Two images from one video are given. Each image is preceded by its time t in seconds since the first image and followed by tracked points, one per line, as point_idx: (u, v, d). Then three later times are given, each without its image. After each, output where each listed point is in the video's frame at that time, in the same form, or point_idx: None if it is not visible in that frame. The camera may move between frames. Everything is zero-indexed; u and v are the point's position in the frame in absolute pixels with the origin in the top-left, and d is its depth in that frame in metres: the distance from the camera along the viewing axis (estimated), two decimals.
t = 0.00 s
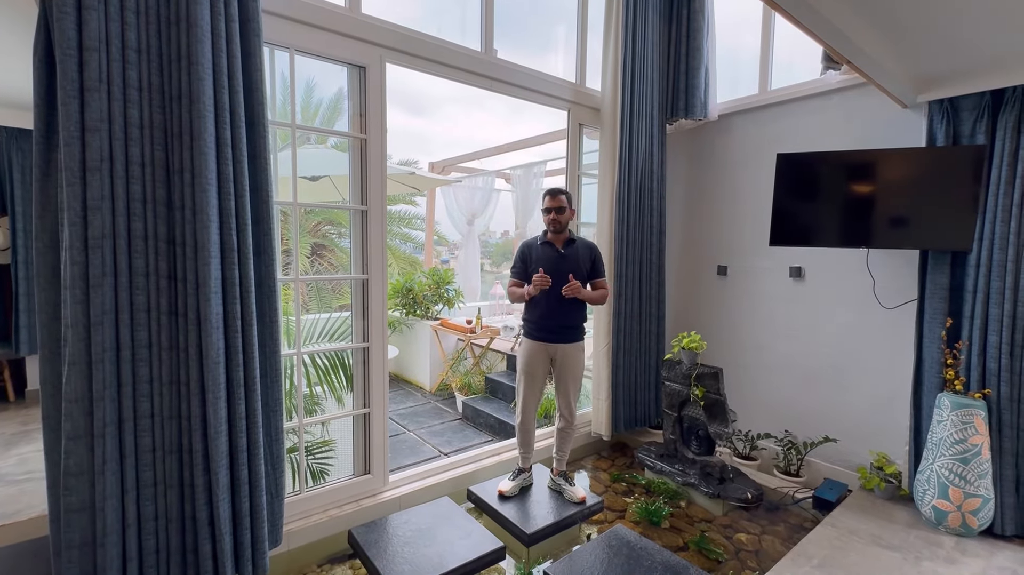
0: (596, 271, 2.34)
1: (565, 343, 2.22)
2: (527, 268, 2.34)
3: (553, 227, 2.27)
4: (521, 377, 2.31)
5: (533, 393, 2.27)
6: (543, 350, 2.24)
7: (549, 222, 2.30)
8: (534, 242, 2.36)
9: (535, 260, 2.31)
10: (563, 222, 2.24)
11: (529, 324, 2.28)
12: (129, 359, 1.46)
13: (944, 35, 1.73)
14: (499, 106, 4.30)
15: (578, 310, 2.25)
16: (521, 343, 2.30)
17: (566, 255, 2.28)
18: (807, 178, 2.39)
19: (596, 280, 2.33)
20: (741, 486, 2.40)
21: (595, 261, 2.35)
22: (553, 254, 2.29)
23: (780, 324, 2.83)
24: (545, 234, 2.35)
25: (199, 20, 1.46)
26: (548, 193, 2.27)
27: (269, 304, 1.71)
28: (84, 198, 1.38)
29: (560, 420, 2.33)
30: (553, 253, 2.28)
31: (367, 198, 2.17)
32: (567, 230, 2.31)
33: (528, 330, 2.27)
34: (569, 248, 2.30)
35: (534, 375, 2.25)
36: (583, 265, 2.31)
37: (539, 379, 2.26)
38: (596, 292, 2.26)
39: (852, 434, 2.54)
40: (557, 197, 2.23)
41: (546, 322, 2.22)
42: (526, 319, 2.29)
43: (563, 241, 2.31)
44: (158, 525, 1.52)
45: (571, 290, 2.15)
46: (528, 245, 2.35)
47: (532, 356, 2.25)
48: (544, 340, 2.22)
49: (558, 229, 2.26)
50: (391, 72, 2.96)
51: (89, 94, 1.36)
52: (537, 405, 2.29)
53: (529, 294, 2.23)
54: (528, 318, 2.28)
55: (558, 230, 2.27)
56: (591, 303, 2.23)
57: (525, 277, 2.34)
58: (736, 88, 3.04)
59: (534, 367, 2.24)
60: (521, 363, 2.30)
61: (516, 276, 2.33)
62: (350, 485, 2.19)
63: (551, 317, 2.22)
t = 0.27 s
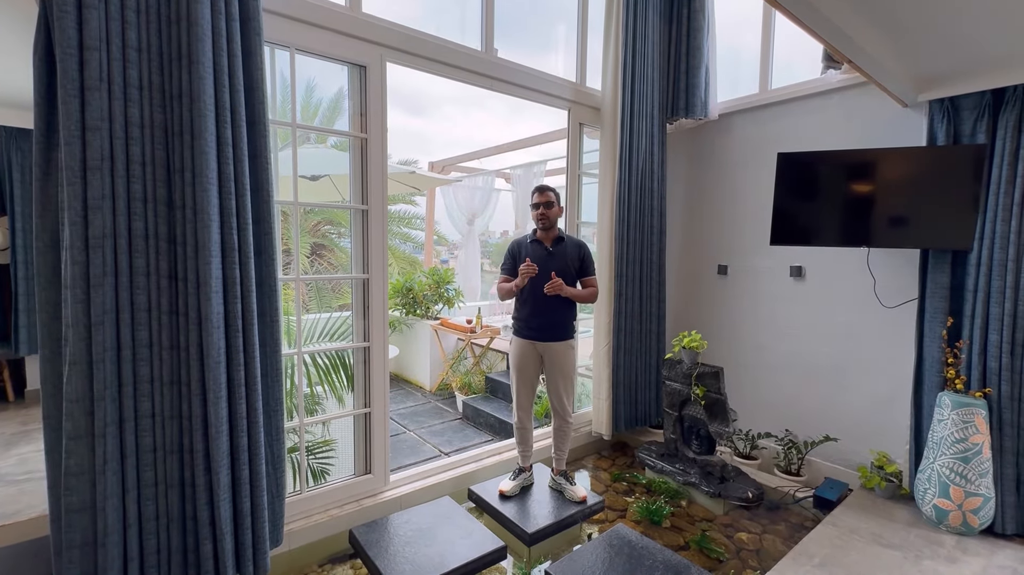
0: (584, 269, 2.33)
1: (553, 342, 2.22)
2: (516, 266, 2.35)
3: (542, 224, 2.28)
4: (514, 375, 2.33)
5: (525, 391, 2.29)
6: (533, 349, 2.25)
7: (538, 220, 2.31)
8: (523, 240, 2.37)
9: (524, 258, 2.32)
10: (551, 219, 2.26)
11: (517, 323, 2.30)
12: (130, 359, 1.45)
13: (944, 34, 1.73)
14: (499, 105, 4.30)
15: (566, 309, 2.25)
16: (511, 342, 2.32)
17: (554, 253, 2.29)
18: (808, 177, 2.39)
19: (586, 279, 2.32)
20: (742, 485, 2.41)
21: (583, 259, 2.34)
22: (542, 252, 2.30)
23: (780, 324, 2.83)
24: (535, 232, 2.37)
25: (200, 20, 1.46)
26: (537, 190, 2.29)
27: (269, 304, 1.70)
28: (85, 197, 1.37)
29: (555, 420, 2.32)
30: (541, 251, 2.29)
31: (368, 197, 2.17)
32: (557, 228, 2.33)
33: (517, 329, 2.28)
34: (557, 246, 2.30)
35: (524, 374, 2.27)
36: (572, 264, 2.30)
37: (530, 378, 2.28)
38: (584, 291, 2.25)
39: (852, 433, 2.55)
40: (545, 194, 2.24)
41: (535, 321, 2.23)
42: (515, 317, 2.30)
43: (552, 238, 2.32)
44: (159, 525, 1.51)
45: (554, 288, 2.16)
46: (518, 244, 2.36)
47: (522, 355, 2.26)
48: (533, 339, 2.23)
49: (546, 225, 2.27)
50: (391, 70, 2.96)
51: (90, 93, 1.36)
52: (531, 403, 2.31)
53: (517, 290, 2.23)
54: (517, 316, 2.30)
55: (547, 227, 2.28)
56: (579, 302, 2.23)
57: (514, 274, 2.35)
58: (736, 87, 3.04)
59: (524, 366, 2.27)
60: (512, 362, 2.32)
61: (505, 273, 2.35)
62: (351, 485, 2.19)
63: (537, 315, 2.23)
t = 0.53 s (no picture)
0: (576, 269, 2.33)
1: (546, 342, 2.22)
2: (508, 267, 2.34)
3: (534, 224, 2.27)
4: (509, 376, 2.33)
5: (520, 390, 2.29)
6: (525, 348, 2.26)
7: (528, 220, 2.30)
8: (514, 241, 2.36)
9: (515, 259, 2.32)
10: (544, 219, 2.26)
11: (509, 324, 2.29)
12: (131, 358, 1.45)
13: (947, 32, 1.73)
14: (500, 105, 4.29)
15: (558, 309, 2.25)
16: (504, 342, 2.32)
17: (545, 253, 2.28)
18: (809, 176, 2.39)
19: (576, 278, 2.31)
20: (744, 484, 2.41)
21: (575, 259, 2.33)
22: (533, 252, 2.29)
23: (782, 323, 2.83)
24: (526, 232, 2.36)
25: (200, 18, 1.45)
26: (528, 190, 2.28)
27: (270, 303, 1.70)
28: (86, 196, 1.37)
29: (552, 419, 2.32)
30: (533, 251, 2.29)
31: (369, 197, 2.17)
32: (547, 228, 2.32)
33: (509, 328, 2.28)
34: (548, 246, 2.30)
35: (518, 373, 2.27)
36: (563, 264, 2.29)
37: (523, 377, 2.28)
38: (575, 290, 2.25)
39: (854, 433, 2.54)
40: (537, 194, 2.24)
41: (526, 322, 2.23)
42: (507, 316, 2.30)
43: (543, 238, 2.32)
44: (160, 525, 1.51)
45: (547, 291, 2.15)
46: (509, 244, 2.36)
47: (515, 354, 2.27)
48: (525, 339, 2.23)
49: (537, 225, 2.27)
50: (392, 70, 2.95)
51: (91, 92, 1.36)
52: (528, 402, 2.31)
53: (509, 293, 2.24)
54: (509, 317, 2.29)
55: (540, 226, 2.27)
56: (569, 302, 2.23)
57: (505, 275, 2.35)
58: (737, 86, 3.03)
59: (517, 365, 2.27)
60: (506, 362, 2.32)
61: (496, 274, 2.34)
62: (352, 484, 2.18)
63: (529, 316, 2.23)
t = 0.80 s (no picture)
0: (570, 270, 2.33)
1: (541, 342, 2.22)
2: (501, 268, 2.33)
3: (528, 225, 2.26)
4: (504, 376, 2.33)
5: (515, 390, 2.29)
6: (519, 348, 2.25)
7: (522, 221, 2.28)
8: (507, 241, 2.34)
9: (508, 260, 2.31)
10: (538, 220, 2.25)
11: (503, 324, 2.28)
12: (131, 358, 1.45)
13: (951, 30, 1.72)
14: (501, 104, 4.28)
15: (552, 309, 2.25)
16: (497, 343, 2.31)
17: (540, 255, 2.27)
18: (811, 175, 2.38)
19: (570, 279, 2.32)
20: (745, 485, 2.40)
21: (569, 260, 2.33)
22: (527, 253, 2.28)
23: (783, 322, 2.82)
24: (519, 233, 2.34)
25: (200, 17, 1.45)
26: (522, 191, 2.26)
27: (270, 303, 1.70)
28: (86, 196, 1.37)
29: (550, 420, 2.31)
30: (527, 252, 2.28)
31: (369, 196, 2.16)
32: (541, 229, 2.31)
33: (503, 329, 2.28)
34: (542, 247, 2.29)
35: (512, 373, 2.28)
36: (557, 265, 2.29)
37: (518, 377, 2.28)
38: (569, 291, 2.26)
39: (856, 433, 2.53)
40: (532, 195, 2.23)
41: (521, 322, 2.22)
42: (501, 317, 2.30)
43: (537, 240, 2.31)
44: (160, 525, 1.51)
45: (543, 292, 2.15)
46: (502, 245, 2.34)
47: (509, 354, 2.27)
48: (519, 339, 2.23)
49: (532, 226, 2.26)
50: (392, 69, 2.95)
51: (90, 91, 1.35)
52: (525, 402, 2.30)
53: (503, 295, 2.22)
54: (503, 318, 2.28)
55: (534, 227, 2.26)
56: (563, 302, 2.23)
57: (499, 277, 2.33)
58: (738, 85, 3.02)
59: (511, 365, 2.27)
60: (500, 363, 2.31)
61: (490, 275, 2.32)
62: (352, 484, 2.18)
63: (524, 316, 2.22)
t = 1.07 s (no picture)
0: (565, 270, 2.32)
1: (537, 342, 2.21)
2: (497, 269, 2.32)
3: (524, 225, 2.25)
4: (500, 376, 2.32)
5: (511, 390, 2.28)
6: (515, 350, 2.24)
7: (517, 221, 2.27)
8: (503, 242, 2.33)
9: (504, 261, 2.30)
10: (534, 220, 2.23)
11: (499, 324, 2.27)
12: (127, 359, 1.44)
13: (954, 27, 1.70)
14: (501, 103, 4.27)
15: (548, 310, 2.24)
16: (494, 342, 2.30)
17: (535, 255, 2.26)
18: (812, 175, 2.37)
19: (565, 280, 2.31)
20: (746, 485, 2.38)
21: (564, 261, 2.32)
22: (523, 254, 2.26)
23: (785, 322, 2.80)
24: (515, 233, 2.33)
25: (195, 16, 1.44)
26: (517, 191, 2.24)
27: (267, 303, 1.69)
28: (80, 195, 1.36)
29: (547, 421, 2.29)
30: (523, 253, 2.26)
31: (367, 196, 2.15)
32: (537, 230, 2.30)
33: (499, 329, 2.27)
34: (537, 247, 2.28)
35: (508, 374, 2.27)
36: (553, 266, 2.28)
37: (514, 379, 2.27)
38: (565, 292, 2.25)
39: (858, 433, 2.52)
40: (527, 195, 2.21)
41: (516, 323, 2.22)
42: (496, 317, 2.29)
43: (533, 240, 2.30)
44: (156, 527, 1.50)
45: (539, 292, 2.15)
46: (498, 245, 2.33)
47: (504, 355, 2.25)
48: (515, 340, 2.22)
49: (527, 226, 2.24)
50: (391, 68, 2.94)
51: (85, 91, 1.34)
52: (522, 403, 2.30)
53: (498, 295, 2.22)
54: (499, 317, 2.27)
55: (529, 227, 2.24)
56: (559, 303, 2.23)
57: (495, 278, 2.33)
58: (739, 84, 3.01)
59: (507, 366, 2.26)
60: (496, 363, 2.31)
61: (485, 275, 2.32)
62: (350, 485, 2.17)
63: (520, 316, 2.21)
